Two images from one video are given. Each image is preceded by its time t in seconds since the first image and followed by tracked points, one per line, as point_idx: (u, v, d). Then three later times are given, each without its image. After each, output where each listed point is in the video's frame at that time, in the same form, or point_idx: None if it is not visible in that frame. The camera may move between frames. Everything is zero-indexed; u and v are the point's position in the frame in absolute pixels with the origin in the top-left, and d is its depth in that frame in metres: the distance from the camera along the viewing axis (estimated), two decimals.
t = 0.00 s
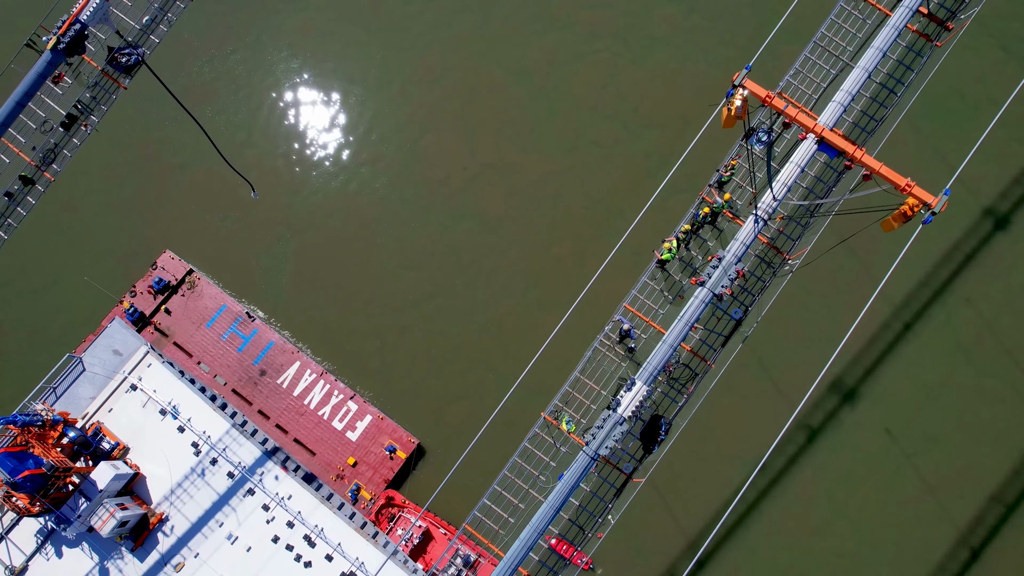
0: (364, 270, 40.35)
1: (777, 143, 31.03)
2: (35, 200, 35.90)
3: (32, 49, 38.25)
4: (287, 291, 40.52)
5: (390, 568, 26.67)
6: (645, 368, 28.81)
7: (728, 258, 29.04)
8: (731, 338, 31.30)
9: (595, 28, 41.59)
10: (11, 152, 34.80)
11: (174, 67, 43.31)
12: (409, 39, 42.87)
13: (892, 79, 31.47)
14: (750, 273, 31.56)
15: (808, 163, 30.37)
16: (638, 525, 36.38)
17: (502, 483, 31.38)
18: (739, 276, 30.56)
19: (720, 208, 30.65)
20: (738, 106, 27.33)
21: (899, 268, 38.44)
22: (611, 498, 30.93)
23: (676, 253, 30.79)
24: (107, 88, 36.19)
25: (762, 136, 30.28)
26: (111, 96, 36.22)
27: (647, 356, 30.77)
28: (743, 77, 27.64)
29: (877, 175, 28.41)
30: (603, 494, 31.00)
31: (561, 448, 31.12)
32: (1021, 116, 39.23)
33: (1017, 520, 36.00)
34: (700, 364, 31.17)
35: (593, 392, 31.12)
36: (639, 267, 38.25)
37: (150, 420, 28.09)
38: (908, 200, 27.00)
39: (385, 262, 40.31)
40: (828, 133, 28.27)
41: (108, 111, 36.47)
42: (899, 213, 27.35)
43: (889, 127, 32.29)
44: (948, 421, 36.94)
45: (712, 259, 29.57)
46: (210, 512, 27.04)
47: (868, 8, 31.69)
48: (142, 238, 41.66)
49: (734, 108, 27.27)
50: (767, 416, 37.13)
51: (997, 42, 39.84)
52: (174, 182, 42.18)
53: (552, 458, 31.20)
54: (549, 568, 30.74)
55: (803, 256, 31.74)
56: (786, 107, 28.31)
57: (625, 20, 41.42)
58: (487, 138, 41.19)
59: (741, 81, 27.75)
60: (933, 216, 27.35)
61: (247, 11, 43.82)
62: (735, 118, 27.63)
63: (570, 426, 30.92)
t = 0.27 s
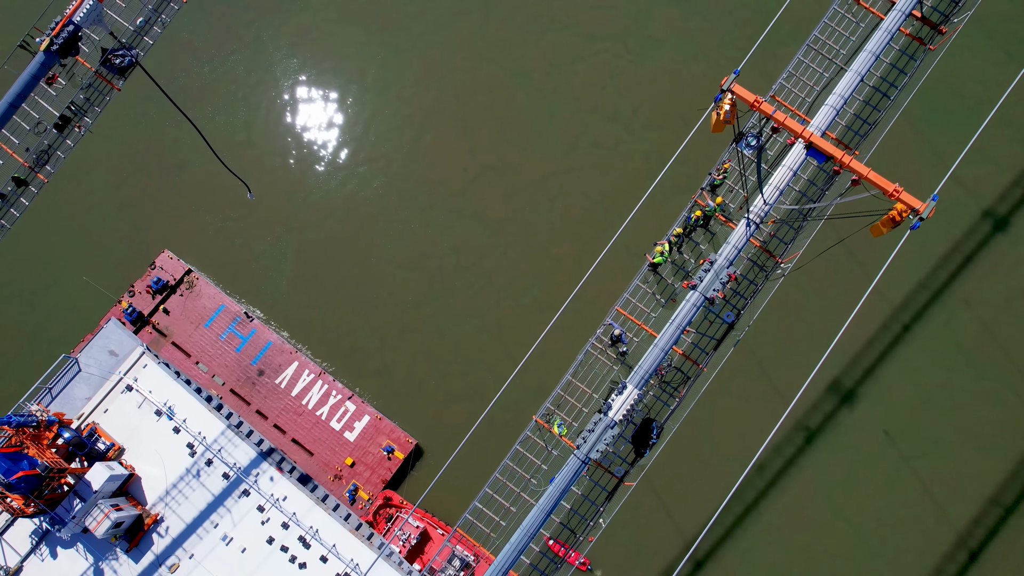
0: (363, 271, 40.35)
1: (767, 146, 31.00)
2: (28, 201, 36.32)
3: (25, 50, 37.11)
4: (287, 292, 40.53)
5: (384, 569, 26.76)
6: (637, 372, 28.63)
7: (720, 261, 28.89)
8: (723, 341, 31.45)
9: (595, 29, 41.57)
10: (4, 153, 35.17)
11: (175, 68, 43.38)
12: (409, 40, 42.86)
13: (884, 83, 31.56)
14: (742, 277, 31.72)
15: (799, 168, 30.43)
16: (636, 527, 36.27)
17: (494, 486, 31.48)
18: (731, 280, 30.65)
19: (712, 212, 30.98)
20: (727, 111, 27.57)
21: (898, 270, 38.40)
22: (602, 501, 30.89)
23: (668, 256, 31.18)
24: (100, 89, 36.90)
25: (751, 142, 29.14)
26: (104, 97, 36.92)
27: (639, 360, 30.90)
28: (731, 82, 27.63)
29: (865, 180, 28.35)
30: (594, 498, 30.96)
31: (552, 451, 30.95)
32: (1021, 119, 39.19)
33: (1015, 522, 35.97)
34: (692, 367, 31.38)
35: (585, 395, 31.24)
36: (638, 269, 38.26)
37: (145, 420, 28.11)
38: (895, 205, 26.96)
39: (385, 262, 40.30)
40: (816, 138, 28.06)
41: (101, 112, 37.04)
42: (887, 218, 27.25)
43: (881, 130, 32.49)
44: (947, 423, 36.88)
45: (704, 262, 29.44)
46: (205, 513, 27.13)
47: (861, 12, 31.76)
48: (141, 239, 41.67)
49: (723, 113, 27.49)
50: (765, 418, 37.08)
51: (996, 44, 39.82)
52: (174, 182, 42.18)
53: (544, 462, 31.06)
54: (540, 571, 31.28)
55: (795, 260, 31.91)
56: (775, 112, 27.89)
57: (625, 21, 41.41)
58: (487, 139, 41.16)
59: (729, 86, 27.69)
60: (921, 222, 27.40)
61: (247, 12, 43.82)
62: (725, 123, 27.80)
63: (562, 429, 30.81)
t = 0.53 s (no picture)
0: (362, 272, 40.33)
1: (759, 150, 30.85)
2: (21, 201, 36.76)
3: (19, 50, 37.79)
4: (287, 293, 40.54)
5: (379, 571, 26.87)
6: (628, 376, 28.66)
7: (712, 266, 28.84)
8: (715, 345, 31.49)
9: (596, 31, 41.56)
10: None
11: (176, 69, 43.42)
12: (409, 41, 42.88)
13: (878, 87, 31.59)
14: (735, 281, 31.63)
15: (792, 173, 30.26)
16: (634, 529, 36.22)
17: (485, 489, 31.57)
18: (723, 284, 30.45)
19: (705, 215, 31.11)
20: (716, 116, 27.83)
21: (897, 272, 38.32)
22: (594, 505, 31.11)
23: (660, 259, 31.24)
24: (94, 91, 36.89)
25: (740, 146, 29.65)
26: (98, 99, 36.92)
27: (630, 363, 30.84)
28: (720, 86, 27.38)
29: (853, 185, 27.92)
30: (586, 501, 31.16)
31: (544, 455, 31.09)
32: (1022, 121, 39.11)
33: (1013, 524, 35.92)
34: (684, 371, 31.26)
35: (578, 399, 31.38)
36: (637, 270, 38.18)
37: (140, 422, 28.10)
38: (884, 212, 26.86)
39: (384, 263, 40.31)
40: (804, 143, 27.61)
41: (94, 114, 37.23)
42: (876, 225, 27.25)
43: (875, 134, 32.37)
44: (945, 426, 36.81)
45: (696, 266, 29.38)
46: (200, 514, 27.16)
47: (855, 16, 31.82)
48: (141, 239, 41.67)
49: (711, 118, 27.54)
50: (764, 419, 37.02)
51: (996, 46, 39.79)
52: (174, 182, 42.17)
53: (535, 465, 31.15)
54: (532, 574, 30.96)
55: (787, 264, 31.82)
56: (764, 116, 27.46)
57: (626, 23, 41.40)
58: (487, 140, 41.13)
59: (718, 90, 27.43)
60: (909, 228, 27.23)
61: (248, 12, 43.81)
62: (714, 128, 27.84)
63: (553, 432, 31.01)
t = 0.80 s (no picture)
0: (360, 272, 40.33)
1: (751, 154, 30.82)
2: (15, 204, 36.05)
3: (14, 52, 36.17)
4: (285, 293, 40.52)
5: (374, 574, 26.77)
6: (620, 381, 28.70)
7: (704, 270, 28.91)
8: (708, 350, 31.21)
9: (596, 32, 41.53)
10: None
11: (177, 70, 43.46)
12: (409, 42, 42.85)
13: (872, 91, 31.42)
14: (728, 285, 31.17)
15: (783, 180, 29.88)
16: (631, 531, 36.19)
17: (477, 493, 31.47)
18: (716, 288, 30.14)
19: (697, 220, 30.51)
20: (705, 122, 27.41)
21: (896, 273, 38.27)
22: (586, 510, 30.78)
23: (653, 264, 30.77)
24: (88, 93, 36.45)
25: (729, 152, 28.63)
26: (92, 101, 36.47)
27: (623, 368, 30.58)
28: (708, 93, 27.24)
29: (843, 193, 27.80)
30: (578, 506, 30.84)
31: (536, 459, 31.11)
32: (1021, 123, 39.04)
33: (1011, 526, 35.81)
34: (677, 376, 30.93)
35: (569, 404, 31.11)
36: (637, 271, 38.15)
37: (137, 423, 28.25)
38: (873, 219, 26.72)
39: (383, 264, 40.29)
40: (793, 150, 27.57)
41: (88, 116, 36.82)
42: (865, 231, 27.24)
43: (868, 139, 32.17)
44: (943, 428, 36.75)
45: (689, 271, 29.40)
46: (195, 516, 27.17)
47: (848, 20, 31.77)
48: (141, 240, 41.66)
49: (701, 124, 27.27)
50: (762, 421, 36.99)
51: (995, 48, 39.76)
52: (174, 182, 42.14)
53: (527, 470, 31.16)
54: None
55: (781, 268, 31.48)
56: (752, 123, 27.52)
57: (626, 24, 41.37)
58: (487, 142, 41.11)
59: (707, 97, 27.31)
60: (898, 235, 27.03)
61: (248, 13, 43.81)
62: (704, 134, 27.74)
63: (545, 437, 30.81)
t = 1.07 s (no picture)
0: (360, 273, 40.31)
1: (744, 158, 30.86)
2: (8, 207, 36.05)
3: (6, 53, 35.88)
4: (285, 294, 40.46)
5: None
6: (612, 387, 28.65)
7: (697, 276, 28.86)
8: (702, 355, 31.12)
9: (597, 34, 41.48)
10: None
11: (178, 71, 43.45)
12: (410, 43, 42.80)
13: (866, 97, 31.66)
14: (722, 290, 31.25)
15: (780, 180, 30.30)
16: (629, 533, 36.16)
17: (469, 498, 31.48)
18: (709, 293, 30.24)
19: (690, 225, 30.86)
20: (695, 128, 28.66)
21: (895, 275, 38.18)
22: (578, 515, 30.76)
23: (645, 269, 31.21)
24: (83, 95, 36.55)
25: (722, 160, 28.70)
26: (87, 104, 36.62)
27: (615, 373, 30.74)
28: (699, 100, 28.10)
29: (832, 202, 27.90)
30: (571, 511, 30.82)
31: (528, 464, 30.94)
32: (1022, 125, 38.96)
33: (1010, 529, 35.73)
34: (670, 381, 31.11)
35: (562, 408, 31.29)
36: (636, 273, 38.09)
37: (132, 424, 28.34)
38: (864, 227, 27.38)
39: (383, 265, 40.28)
40: (783, 158, 27.57)
41: (82, 118, 36.94)
42: (856, 240, 28.05)
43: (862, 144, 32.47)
44: (942, 430, 36.67)
45: (681, 277, 29.41)
46: (191, 518, 27.29)
47: (843, 24, 31.79)
48: (140, 240, 41.62)
49: (692, 131, 28.62)
50: (760, 422, 37.00)
51: (996, 50, 39.68)
52: (174, 183, 42.10)
53: (520, 475, 30.97)
54: None
55: (774, 274, 31.50)
56: (742, 131, 27.72)
57: (627, 26, 41.31)
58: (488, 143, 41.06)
59: (697, 103, 28.14)
60: (889, 243, 27.55)
61: (249, 14, 43.78)
62: (694, 140, 28.99)
63: (538, 442, 30.92)
